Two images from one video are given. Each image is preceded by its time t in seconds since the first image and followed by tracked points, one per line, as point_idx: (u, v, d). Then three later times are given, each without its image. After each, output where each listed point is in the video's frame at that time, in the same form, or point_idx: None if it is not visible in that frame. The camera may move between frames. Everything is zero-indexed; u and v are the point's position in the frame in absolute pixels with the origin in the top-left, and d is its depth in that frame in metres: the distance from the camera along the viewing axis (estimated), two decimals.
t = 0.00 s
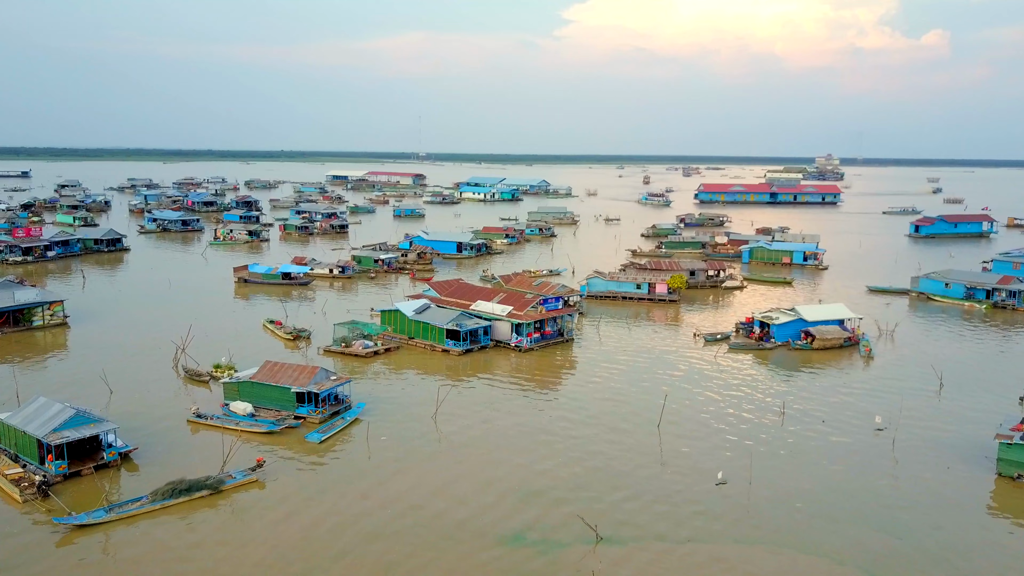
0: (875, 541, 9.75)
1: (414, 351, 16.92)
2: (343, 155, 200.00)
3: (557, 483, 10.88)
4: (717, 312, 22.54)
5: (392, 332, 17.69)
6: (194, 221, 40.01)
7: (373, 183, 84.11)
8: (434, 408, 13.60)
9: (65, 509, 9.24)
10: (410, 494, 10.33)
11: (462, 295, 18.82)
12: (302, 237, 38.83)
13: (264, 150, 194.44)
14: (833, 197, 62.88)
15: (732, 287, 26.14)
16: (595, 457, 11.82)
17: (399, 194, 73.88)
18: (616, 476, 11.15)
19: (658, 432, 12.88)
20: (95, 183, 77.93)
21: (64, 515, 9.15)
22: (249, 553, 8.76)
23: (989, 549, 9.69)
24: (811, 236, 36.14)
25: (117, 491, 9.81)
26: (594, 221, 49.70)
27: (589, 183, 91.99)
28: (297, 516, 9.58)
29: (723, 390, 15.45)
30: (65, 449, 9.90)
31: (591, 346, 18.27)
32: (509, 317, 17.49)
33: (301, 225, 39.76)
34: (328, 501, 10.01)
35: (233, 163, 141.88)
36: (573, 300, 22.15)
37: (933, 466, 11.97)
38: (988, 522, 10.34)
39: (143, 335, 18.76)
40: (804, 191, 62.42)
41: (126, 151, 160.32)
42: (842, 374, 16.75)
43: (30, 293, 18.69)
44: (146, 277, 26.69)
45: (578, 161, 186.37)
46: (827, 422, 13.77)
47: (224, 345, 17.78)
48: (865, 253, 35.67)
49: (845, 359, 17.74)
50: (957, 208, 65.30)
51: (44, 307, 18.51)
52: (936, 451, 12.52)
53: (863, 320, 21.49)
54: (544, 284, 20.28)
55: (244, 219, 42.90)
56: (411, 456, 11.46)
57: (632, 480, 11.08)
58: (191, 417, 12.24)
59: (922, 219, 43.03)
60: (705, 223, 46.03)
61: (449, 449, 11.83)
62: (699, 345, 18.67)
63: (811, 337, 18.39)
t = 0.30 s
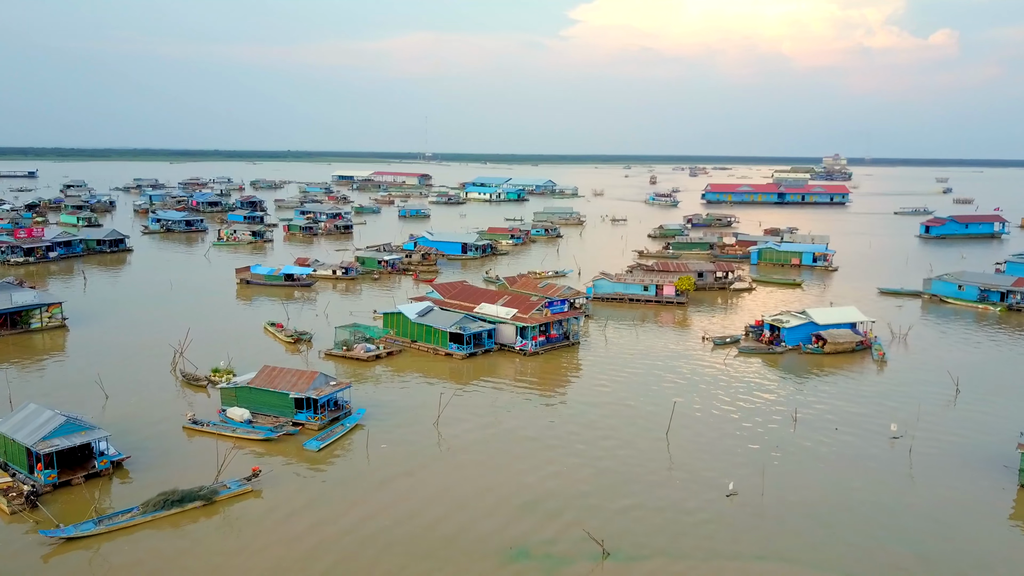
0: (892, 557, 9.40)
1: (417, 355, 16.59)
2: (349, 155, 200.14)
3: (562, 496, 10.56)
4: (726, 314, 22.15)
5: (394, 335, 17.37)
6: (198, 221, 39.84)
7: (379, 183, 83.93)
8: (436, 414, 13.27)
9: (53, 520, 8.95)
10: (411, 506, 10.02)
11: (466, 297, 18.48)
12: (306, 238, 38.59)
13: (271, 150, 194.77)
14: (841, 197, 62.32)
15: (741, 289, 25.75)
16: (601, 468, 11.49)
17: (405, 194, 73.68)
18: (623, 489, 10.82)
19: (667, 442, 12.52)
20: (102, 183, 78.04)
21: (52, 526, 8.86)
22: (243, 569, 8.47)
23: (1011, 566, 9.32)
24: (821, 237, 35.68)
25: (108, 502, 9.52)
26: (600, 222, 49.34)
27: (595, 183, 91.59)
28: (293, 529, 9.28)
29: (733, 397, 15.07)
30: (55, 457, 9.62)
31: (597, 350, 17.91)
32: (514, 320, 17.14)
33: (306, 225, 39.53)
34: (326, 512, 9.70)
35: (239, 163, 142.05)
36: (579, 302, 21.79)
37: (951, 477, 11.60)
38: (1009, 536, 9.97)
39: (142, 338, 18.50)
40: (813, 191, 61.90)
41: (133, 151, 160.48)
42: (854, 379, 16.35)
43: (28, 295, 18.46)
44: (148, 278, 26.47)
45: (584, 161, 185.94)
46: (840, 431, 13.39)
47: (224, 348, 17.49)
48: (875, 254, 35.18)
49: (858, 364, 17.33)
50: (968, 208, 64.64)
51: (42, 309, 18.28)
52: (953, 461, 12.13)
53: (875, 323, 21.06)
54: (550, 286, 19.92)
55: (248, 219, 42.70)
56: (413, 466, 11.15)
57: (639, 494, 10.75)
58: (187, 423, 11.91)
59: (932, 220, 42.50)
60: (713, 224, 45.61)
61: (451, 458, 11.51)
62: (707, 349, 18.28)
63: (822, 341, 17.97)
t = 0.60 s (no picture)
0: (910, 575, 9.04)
1: (419, 359, 16.26)
2: (356, 155, 200.38)
3: (567, 509, 10.24)
4: (734, 317, 21.77)
5: (396, 338, 17.04)
6: (201, 221, 39.65)
7: (384, 184, 83.73)
8: (438, 421, 12.93)
9: (40, 532, 8.66)
10: (410, 519, 9.70)
11: (469, 299, 18.13)
12: (310, 238, 38.34)
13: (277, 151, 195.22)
14: (850, 197, 61.76)
15: (749, 291, 25.35)
16: (606, 480, 11.16)
17: (411, 195, 73.47)
18: (629, 503, 10.48)
19: (675, 453, 12.18)
20: (108, 184, 78.04)
21: (38, 538, 8.56)
22: None
23: None
24: (830, 238, 35.21)
25: (97, 512, 9.23)
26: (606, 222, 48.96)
27: (601, 183, 91.15)
28: (288, 542, 8.97)
29: (742, 403, 14.69)
30: (43, 466, 9.33)
31: (603, 353, 17.54)
32: (518, 323, 16.78)
33: (309, 226, 39.29)
34: (322, 524, 9.39)
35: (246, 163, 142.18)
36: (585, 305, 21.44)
37: (969, 490, 11.25)
38: None
39: (141, 340, 18.23)
40: (820, 191, 61.37)
41: (141, 151, 160.91)
42: (867, 384, 15.95)
43: (25, 297, 18.22)
44: (150, 280, 26.25)
45: (590, 162, 185.46)
46: (854, 440, 13.02)
47: (223, 351, 17.20)
48: (885, 255, 34.72)
49: (870, 368, 16.91)
50: (978, 208, 63.95)
51: (39, 311, 18.04)
52: (971, 473, 11.78)
53: (887, 326, 20.62)
54: (555, 288, 19.55)
55: (252, 219, 42.49)
56: (413, 475, 10.83)
57: (646, 507, 10.41)
58: (181, 430, 11.60)
59: (943, 220, 41.96)
60: (720, 224, 45.18)
61: (453, 468, 11.18)
62: (716, 353, 17.89)
63: (833, 345, 17.55)
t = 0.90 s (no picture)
0: None
1: (420, 363, 15.94)
2: (361, 155, 200.47)
3: (570, 523, 9.90)
4: (742, 319, 21.39)
5: (398, 341, 16.74)
6: (205, 222, 39.49)
7: (390, 184, 83.54)
8: (439, 428, 12.60)
9: (24, 545, 8.36)
10: (409, 531, 9.39)
11: (472, 301, 17.80)
12: (314, 239, 38.14)
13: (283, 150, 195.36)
14: (858, 197, 61.20)
15: (758, 293, 24.97)
16: (611, 492, 10.82)
17: (416, 194, 73.28)
18: (635, 518, 10.16)
19: (683, 464, 11.85)
20: (114, 184, 78.13)
21: (22, 552, 8.27)
22: None
23: None
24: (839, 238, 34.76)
25: (85, 524, 8.94)
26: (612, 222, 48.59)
27: (608, 183, 90.72)
28: (282, 556, 8.66)
29: (751, 409, 14.33)
30: (30, 476, 9.05)
31: (609, 357, 17.20)
32: (521, 326, 16.45)
33: (313, 227, 39.06)
34: (317, 537, 9.09)
35: (252, 164, 142.33)
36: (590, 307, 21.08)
37: (985, 507, 10.93)
38: None
39: (139, 342, 17.99)
40: (828, 191, 60.85)
41: (148, 152, 161.47)
42: (880, 389, 15.54)
43: (22, 300, 18.01)
44: (151, 281, 26.05)
45: (596, 162, 184.99)
46: (866, 450, 12.64)
47: (222, 354, 16.92)
48: (894, 256, 34.26)
49: (883, 373, 16.51)
50: (988, 208, 63.31)
51: (36, 313, 17.82)
52: (987, 488, 11.47)
53: (899, 330, 20.19)
54: (559, 290, 19.21)
55: (256, 220, 42.32)
56: (412, 485, 10.50)
57: (652, 521, 10.09)
58: (175, 437, 11.29)
59: (954, 220, 41.43)
60: (727, 225, 44.77)
61: (454, 478, 10.87)
62: (724, 357, 17.51)
63: (845, 349, 17.15)
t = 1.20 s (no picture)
0: None
1: (421, 366, 15.62)
2: (367, 155, 200.57)
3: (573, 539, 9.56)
4: (750, 322, 21.02)
5: (398, 344, 16.43)
6: (208, 222, 39.29)
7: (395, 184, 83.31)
8: (438, 436, 12.28)
9: (7, 558, 8.10)
10: (404, 543, 9.06)
11: (474, 304, 17.46)
12: (317, 240, 37.89)
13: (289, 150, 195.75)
14: (866, 197, 60.62)
15: (765, 294, 24.59)
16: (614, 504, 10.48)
17: (420, 194, 73.02)
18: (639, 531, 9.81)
19: (690, 474, 11.49)
20: (120, 184, 78.16)
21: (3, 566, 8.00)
22: None
23: None
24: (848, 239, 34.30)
25: (71, 536, 8.68)
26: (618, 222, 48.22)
27: (614, 183, 90.25)
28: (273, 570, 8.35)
29: (760, 415, 13.96)
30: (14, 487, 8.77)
31: (614, 361, 16.85)
32: (524, 329, 16.10)
33: (316, 227, 38.81)
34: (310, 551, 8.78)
35: (257, 163, 142.41)
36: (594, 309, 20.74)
37: (1004, 519, 10.52)
38: None
39: (136, 344, 17.73)
40: (836, 191, 60.31)
41: (154, 151, 161.80)
42: (892, 395, 15.14)
43: (18, 302, 17.78)
44: (152, 282, 25.82)
45: (602, 161, 184.47)
46: (880, 459, 12.24)
47: (220, 356, 16.65)
48: (904, 257, 33.76)
49: (894, 377, 16.11)
50: (998, 208, 62.66)
51: (32, 315, 17.58)
52: (1006, 499, 11.06)
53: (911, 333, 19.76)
54: (563, 292, 18.86)
55: (259, 220, 42.12)
56: (410, 496, 10.18)
57: (657, 534, 9.74)
58: (167, 444, 10.97)
59: (964, 220, 40.90)
60: (734, 225, 44.34)
61: (453, 488, 10.54)
62: (731, 361, 17.14)
63: (855, 353, 16.75)
